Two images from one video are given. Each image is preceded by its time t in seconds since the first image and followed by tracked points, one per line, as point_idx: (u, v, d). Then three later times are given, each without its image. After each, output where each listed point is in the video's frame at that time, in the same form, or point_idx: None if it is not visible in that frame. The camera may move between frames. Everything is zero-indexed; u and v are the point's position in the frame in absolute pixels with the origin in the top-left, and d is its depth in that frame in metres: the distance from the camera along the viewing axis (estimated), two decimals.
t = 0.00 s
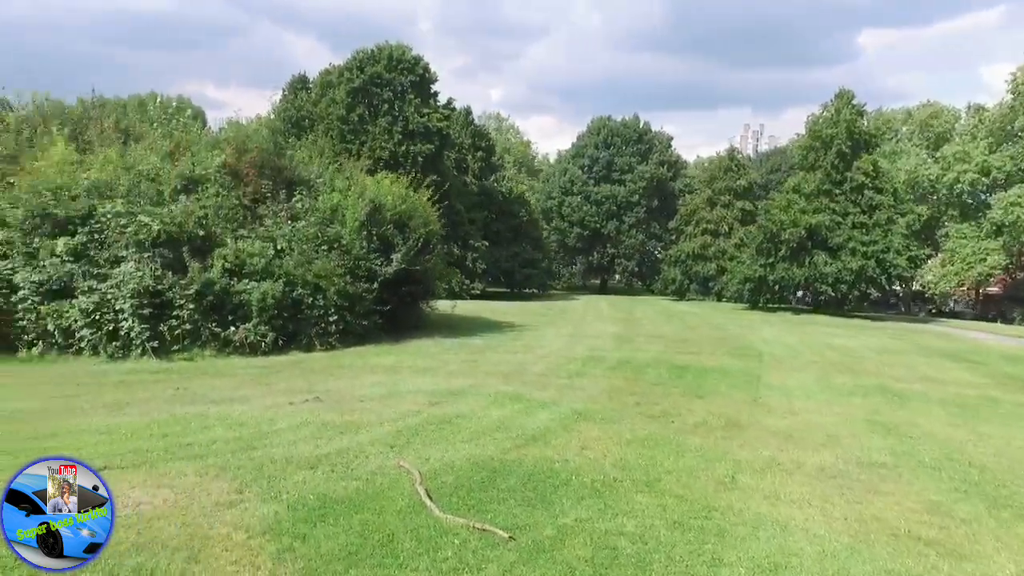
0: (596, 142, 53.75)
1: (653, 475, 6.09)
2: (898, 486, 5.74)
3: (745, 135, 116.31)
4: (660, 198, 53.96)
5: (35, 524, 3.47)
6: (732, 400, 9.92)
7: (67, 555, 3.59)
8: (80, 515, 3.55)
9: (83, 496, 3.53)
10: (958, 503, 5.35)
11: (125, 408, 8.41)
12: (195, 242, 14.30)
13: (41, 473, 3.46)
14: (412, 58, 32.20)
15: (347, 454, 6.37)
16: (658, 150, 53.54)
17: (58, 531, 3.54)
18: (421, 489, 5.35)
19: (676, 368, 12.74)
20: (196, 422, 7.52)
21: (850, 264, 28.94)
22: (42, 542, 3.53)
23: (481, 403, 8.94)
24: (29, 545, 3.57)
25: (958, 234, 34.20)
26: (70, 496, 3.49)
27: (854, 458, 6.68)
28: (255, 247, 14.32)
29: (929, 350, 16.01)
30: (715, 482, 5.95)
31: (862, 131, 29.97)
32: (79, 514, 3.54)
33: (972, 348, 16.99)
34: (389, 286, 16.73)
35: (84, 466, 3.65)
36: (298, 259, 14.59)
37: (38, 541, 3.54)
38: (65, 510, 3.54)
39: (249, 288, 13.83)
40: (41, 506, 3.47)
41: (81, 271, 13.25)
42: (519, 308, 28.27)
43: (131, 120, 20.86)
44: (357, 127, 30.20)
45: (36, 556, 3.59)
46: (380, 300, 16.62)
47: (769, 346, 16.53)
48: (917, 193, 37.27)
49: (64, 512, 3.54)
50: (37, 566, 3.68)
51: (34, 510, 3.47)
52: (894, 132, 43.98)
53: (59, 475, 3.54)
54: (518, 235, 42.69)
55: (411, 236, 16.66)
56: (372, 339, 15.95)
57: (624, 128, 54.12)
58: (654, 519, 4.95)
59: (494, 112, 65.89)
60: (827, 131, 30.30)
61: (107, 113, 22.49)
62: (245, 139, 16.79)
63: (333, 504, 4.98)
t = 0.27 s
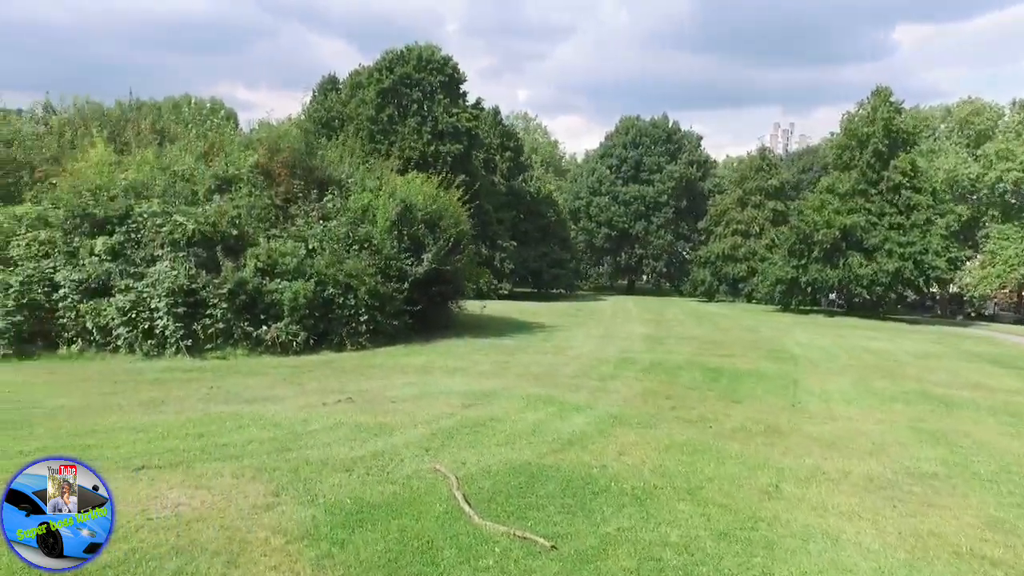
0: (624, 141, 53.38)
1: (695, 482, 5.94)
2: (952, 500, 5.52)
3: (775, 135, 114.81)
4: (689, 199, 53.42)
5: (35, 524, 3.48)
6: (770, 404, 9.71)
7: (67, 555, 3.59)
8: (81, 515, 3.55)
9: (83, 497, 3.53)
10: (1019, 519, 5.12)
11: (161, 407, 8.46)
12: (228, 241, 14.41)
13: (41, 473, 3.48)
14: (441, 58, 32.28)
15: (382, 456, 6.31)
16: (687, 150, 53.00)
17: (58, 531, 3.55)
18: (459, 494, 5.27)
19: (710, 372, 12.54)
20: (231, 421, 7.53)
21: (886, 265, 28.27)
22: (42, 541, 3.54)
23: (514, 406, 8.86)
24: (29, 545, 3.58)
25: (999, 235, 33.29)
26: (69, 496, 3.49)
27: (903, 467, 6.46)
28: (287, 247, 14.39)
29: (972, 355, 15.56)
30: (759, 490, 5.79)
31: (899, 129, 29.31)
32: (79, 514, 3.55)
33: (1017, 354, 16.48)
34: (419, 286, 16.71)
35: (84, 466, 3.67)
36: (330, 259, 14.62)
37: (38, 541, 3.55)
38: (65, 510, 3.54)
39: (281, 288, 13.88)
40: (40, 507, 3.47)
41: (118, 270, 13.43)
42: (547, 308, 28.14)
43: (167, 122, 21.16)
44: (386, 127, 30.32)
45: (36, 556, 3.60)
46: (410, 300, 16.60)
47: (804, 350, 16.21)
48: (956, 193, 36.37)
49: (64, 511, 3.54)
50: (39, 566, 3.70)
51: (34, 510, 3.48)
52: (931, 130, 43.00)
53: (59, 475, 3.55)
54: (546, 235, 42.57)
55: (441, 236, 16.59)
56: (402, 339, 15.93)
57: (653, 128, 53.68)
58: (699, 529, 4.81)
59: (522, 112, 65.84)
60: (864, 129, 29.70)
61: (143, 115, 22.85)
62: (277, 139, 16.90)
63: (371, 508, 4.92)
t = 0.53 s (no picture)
0: (642, 141, 53.13)
1: (725, 490, 5.80)
2: (993, 513, 5.34)
3: (793, 134, 113.82)
4: (707, 199, 53.00)
5: (35, 524, 3.57)
6: (796, 409, 9.54)
7: (67, 555, 3.68)
8: (81, 515, 3.64)
9: (82, 497, 3.62)
10: None
11: (182, 408, 8.43)
12: (248, 242, 14.42)
13: (40, 473, 3.57)
14: (458, 58, 32.28)
15: (405, 462, 6.24)
16: (705, 149, 52.63)
17: (58, 531, 3.63)
18: (485, 502, 5.18)
19: (733, 376, 12.36)
20: (252, 425, 7.48)
21: (909, 267, 27.81)
22: (43, 541, 3.62)
23: (536, 410, 8.76)
24: (29, 545, 3.66)
25: None
26: (69, 496, 3.59)
27: (940, 477, 6.27)
28: (306, 247, 14.37)
29: (1002, 360, 15.23)
30: (791, 498, 5.64)
31: (924, 128, 28.87)
32: (79, 514, 3.64)
33: None
34: (438, 287, 16.63)
35: (83, 466, 3.78)
36: (349, 259, 14.57)
37: (39, 541, 3.63)
38: (65, 510, 3.63)
39: (300, 288, 13.85)
40: (41, 507, 3.56)
41: (139, 270, 13.47)
42: (565, 309, 27.99)
43: (187, 122, 21.28)
44: (404, 127, 30.34)
45: (36, 556, 3.68)
46: (429, 301, 16.53)
47: (828, 353, 15.96)
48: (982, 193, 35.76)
49: (64, 511, 3.64)
50: (38, 566, 3.78)
51: (34, 510, 3.57)
52: (956, 129, 42.31)
53: (59, 475, 3.66)
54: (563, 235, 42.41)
55: (460, 236, 16.48)
56: (421, 340, 15.84)
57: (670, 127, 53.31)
58: (732, 541, 4.68)
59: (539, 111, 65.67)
60: (886, 129, 29.30)
61: (165, 116, 23.01)
62: (296, 139, 16.92)
63: (396, 516, 4.84)
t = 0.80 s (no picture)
0: (652, 141, 52.91)
1: (749, 497, 5.66)
2: None
3: (803, 134, 113.23)
4: (718, 199, 52.72)
5: (35, 524, 3.57)
6: (814, 412, 9.39)
7: (67, 555, 3.68)
8: (81, 515, 3.66)
9: (83, 496, 3.64)
10: None
11: (195, 409, 8.36)
12: (259, 241, 14.37)
13: (41, 473, 3.59)
14: (469, 58, 32.24)
15: (421, 465, 6.14)
16: (716, 149, 52.35)
17: (58, 531, 3.64)
18: (504, 508, 5.08)
19: (749, 378, 12.21)
20: (265, 426, 7.39)
21: (924, 268, 27.50)
22: (42, 542, 3.62)
23: (552, 413, 8.66)
24: (29, 545, 3.65)
25: None
26: (69, 496, 3.60)
27: (968, 484, 6.12)
28: (318, 246, 14.31)
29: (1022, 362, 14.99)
30: (817, 504, 5.51)
31: (939, 127, 28.60)
32: (79, 514, 3.65)
33: None
34: (450, 287, 16.53)
35: (82, 467, 3.81)
36: (360, 259, 14.48)
37: (38, 541, 3.62)
38: (65, 510, 3.65)
39: (311, 288, 13.78)
40: (41, 506, 3.56)
41: (151, 269, 13.44)
42: (575, 309, 27.86)
43: (200, 121, 21.30)
44: (415, 127, 30.31)
45: (36, 557, 3.67)
46: (441, 301, 16.43)
47: (843, 354, 15.77)
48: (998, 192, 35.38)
49: (64, 512, 3.65)
50: (38, 568, 3.75)
51: (34, 510, 3.57)
52: (971, 128, 41.88)
53: (58, 475, 3.68)
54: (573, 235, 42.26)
55: (473, 236, 16.37)
56: (433, 341, 15.71)
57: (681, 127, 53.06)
58: (759, 550, 4.54)
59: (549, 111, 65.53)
60: (901, 127, 29.03)
61: (177, 116, 23.04)
62: (308, 139, 16.89)
63: (413, 521, 4.74)
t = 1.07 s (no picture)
0: (665, 140, 52.62)
1: (777, 502, 5.49)
2: None
3: (816, 134, 112.58)
4: (731, 199, 52.37)
5: (35, 524, 3.56)
6: (837, 415, 9.20)
7: (66, 555, 3.67)
8: (81, 515, 3.64)
9: (83, 496, 3.62)
10: None
11: (208, 409, 8.27)
12: (273, 240, 14.31)
13: (40, 473, 3.57)
14: (481, 57, 32.14)
15: (438, 469, 6.01)
16: (729, 148, 51.98)
17: (58, 530, 3.62)
18: (525, 514, 4.95)
19: (768, 380, 12.02)
20: (279, 427, 7.29)
21: (943, 268, 27.13)
22: (42, 541, 3.61)
23: (569, 415, 8.52)
24: (29, 545, 3.65)
25: None
26: (69, 496, 3.59)
27: (1002, 492, 5.92)
28: (331, 246, 14.23)
29: None
30: (848, 511, 5.33)
31: (959, 125, 28.23)
32: (79, 514, 3.63)
33: None
34: (463, 287, 16.40)
35: (83, 466, 3.79)
36: (374, 258, 14.38)
37: (38, 541, 3.62)
38: (65, 510, 3.63)
39: (325, 288, 13.69)
40: (41, 507, 3.55)
41: (164, 268, 13.40)
42: (588, 310, 27.71)
43: (213, 121, 21.30)
44: (427, 126, 30.24)
45: (37, 556, 3.67)
46: (454, 301, 16.31)
47: (863, 356, 15.52)
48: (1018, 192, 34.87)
49: (64, 511, 3.64)
50: (37, 568, 3.74)
51: (34, 511, 3.56)
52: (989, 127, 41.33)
53: (59, 475, 3.67)
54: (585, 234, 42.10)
55: (487, 235, 16.23)
56: (446, 341, 15.57)
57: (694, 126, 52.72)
58: (791, 560, 4.37)
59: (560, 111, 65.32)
60: (920, 126, 28.69)
61: (191, 116, 23.06)
62: (321, 138, 16.82)
63: (432, 526, 4.63)
